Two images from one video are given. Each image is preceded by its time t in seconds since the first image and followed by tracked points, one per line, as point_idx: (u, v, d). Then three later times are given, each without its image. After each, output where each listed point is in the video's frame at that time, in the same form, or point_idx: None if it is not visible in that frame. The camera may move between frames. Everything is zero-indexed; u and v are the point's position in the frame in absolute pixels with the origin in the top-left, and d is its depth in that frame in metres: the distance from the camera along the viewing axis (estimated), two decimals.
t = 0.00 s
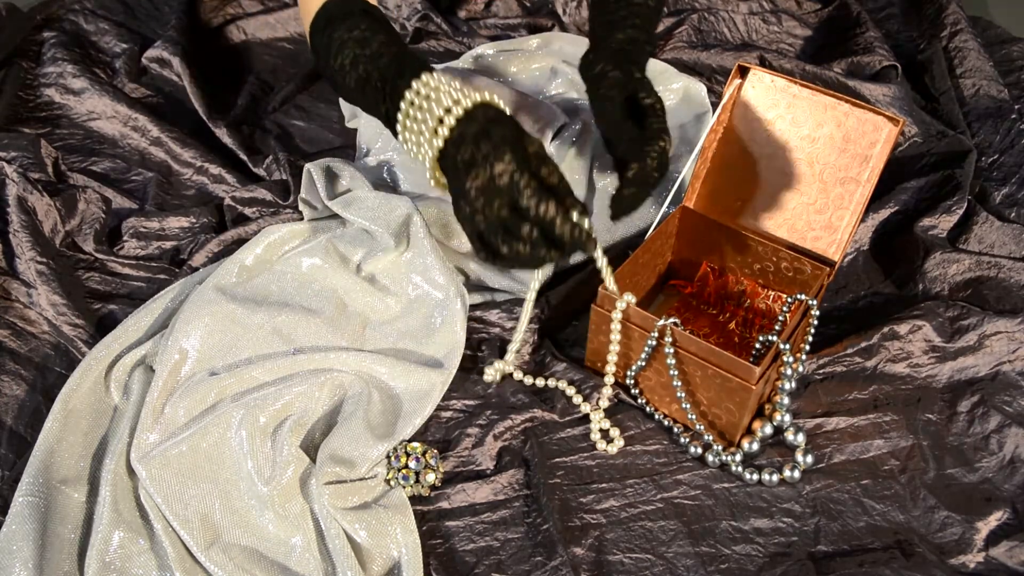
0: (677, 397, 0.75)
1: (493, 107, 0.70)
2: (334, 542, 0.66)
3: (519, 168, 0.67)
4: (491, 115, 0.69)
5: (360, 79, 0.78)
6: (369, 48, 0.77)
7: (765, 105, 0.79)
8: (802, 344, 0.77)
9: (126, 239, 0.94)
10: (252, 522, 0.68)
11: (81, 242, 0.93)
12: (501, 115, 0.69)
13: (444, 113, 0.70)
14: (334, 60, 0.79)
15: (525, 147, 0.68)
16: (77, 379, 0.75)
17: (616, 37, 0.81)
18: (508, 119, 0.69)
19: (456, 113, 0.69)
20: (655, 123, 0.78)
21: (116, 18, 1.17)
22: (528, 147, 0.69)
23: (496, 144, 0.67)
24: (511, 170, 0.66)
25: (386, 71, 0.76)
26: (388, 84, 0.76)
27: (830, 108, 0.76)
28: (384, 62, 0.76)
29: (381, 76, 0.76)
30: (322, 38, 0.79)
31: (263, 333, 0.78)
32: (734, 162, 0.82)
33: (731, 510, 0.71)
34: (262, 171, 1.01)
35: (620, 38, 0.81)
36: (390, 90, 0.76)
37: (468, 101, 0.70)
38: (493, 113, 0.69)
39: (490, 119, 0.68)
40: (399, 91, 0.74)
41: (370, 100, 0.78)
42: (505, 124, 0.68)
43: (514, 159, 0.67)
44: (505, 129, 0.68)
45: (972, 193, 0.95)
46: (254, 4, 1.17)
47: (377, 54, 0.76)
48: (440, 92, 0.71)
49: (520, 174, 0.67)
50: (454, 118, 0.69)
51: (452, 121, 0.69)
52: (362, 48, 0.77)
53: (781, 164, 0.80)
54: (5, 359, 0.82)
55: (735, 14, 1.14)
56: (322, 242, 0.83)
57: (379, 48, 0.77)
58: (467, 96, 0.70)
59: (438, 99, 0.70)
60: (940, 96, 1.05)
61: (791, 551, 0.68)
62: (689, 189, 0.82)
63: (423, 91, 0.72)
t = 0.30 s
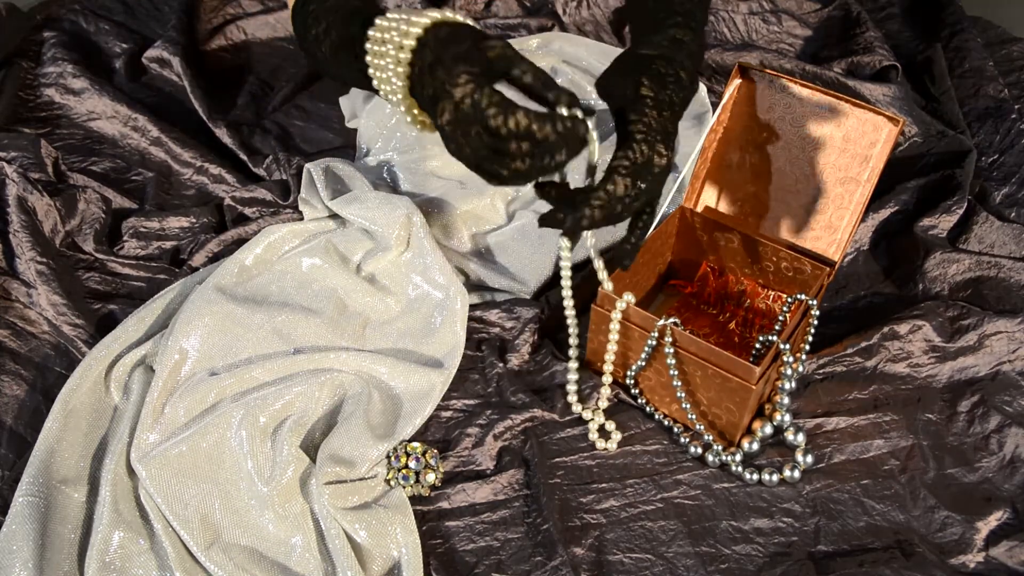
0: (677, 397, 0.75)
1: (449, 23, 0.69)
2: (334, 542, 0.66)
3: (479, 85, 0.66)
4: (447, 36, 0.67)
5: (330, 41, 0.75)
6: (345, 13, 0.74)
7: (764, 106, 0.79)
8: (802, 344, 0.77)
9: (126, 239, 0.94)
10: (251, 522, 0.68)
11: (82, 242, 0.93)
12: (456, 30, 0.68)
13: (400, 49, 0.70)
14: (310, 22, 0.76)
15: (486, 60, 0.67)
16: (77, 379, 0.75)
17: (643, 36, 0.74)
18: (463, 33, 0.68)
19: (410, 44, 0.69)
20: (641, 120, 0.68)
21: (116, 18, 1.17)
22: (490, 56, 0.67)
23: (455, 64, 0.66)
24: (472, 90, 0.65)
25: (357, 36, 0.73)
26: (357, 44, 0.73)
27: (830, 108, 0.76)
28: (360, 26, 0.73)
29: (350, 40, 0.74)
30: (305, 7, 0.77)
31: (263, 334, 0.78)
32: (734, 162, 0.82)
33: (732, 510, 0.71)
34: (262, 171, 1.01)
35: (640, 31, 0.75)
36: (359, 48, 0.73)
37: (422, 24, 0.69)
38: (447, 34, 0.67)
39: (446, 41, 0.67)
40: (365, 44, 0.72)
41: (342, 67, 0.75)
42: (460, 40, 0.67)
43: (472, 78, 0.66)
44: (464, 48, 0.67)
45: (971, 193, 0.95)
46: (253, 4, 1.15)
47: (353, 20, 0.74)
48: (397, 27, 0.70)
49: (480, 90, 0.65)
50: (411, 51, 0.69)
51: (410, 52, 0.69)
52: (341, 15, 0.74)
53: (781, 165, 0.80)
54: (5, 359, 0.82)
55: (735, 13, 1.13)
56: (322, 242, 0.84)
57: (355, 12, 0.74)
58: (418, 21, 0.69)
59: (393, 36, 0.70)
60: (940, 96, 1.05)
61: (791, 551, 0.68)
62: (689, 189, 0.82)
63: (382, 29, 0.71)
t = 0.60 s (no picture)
0: (677, 397, 0.75)
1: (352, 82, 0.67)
2: (334, 542, 0.66)
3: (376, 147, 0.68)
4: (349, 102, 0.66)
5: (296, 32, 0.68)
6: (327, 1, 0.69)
7: (765, 106, 0.80)
8: (802, 344, 0.77)
9: (126, 239, 0.94)
10: (251, 522, 0.68)
11: (82, 242, 0.93)
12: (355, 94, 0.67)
13: (302, 101, 0.68)
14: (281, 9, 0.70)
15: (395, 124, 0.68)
16: (77, 379, 0.75)
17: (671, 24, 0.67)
18: (358, 98, 0.66)
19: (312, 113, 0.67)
20: (663, 120, 0.65)
21: (116, 18, 1.17)
22: (373, 124, 0.67)
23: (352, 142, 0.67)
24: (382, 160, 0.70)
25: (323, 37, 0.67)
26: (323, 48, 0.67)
27: (830, 108, 0.77)
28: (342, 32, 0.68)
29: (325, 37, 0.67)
30: None
31: (263, 334, 0.78)
32: (734, 162, 0.82)
33: (731, 510, 0.71)
34: (262, 171, 1.01)
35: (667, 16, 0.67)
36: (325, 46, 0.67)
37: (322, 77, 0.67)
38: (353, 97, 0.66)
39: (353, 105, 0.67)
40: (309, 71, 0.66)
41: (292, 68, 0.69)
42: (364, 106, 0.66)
43: (369, 148, 0.68)
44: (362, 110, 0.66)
45: (972, 193, 0.95)
46: (254, 4, 1.14)
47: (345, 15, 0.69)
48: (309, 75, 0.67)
49: (378, 160, 0.69)
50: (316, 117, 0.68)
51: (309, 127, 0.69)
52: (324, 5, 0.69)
53: (782, 165, 0.80)
54: (5, 359, 0.82)
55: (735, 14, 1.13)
56: (322, 243, 0.84)
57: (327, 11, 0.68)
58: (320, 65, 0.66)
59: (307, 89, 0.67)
60: (940, 96, 1.05)
61: (791, 551, 0.68)
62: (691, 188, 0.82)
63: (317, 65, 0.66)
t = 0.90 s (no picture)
0: (677, 397, 0.75)
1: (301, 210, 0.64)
2: (334, 542, 0.66)
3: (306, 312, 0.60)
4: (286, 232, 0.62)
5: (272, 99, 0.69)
6: (313, 70, 0.70)
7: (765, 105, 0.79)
8: (802, 344, 0.77)
9: (126, 239, 0.94)
10: (251, 522, 0.68)
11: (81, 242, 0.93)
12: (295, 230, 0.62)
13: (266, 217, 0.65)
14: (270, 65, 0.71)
15: (323, 281, 0.60)
16: (77, 378, 0.75)
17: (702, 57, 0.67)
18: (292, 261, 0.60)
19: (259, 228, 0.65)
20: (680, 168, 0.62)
21: (116, 18, 1.17)
22: (304, 289, 0.60)
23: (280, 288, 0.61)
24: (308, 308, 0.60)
25: (295, 113, 0.68)
26: (292, 122, 0.67)
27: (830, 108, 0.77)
28: (320, 108, 0.68)
29: (300, 114, 0.68)
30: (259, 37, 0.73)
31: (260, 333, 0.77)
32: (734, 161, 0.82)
33: (731, 510, 0.71)
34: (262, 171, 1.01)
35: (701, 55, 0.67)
36: (297, 121, 0.67)
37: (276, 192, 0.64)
38: (290, 226, 0.63)
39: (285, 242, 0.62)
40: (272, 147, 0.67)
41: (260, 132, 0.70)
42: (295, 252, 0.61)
43: (297, 312, 0.60)
44: (293, 254, 0.61)
45: (972, 193, 0.95)
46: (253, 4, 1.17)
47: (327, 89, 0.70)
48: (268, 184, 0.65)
49: (302, 318, 0.60)
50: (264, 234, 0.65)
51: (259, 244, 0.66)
52: (310, 73, 0.70)
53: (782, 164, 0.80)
54: (5, 359, 0.82)
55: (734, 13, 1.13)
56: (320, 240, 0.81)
57: (311, 84, 0.69)
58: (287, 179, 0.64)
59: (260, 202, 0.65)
60: (940, 96, 1.05)
61: (791, 551, 0.68)
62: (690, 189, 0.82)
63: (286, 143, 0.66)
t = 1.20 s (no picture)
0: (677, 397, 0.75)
1: (254, 254, 0.64)
2: (334, 542, 0.66)
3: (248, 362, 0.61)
4: (235, 276, 0.63)
5: (240, 124, 0.67)
6: (285, 95, 0.67)
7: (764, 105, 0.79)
8: (802, 344, 0.77)
9: (126, 239, 0.94)
10: (251, 522, 0.68)
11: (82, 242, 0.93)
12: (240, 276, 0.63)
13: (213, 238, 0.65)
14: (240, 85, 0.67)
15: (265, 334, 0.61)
16: (77, 378, 0.75)
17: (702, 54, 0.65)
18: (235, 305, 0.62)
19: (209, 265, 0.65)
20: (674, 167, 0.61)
21: (116, 18, 1.17)
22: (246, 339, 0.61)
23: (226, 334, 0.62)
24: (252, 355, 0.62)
25: (263, 141, 0.66)
26: (258, 153, 0.66)
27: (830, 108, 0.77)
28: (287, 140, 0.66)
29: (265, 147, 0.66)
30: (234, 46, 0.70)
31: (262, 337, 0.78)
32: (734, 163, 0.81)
33: (731, 510, 0.71)
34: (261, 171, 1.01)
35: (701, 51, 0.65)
36: (262, 154, 0.65)
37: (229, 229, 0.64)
38: (237, 272, 0.63)
39: (232, 287, 0.62)
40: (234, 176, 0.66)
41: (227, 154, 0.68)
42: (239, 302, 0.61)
43: (236, 356, 0.61)
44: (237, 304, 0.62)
45: (972, 193, 0.95)
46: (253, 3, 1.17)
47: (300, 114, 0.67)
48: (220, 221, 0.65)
49: (241, 363, 0.61)
50: (213, 271, 0.65)
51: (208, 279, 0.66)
52: (283, 96, 0.67)
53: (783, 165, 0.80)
54: (5, 359, 0.82)
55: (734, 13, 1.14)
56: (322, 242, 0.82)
57: (281, 110, 0.66)
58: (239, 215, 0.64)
59: (213, 238, 0.65)
60: (940, 96, 1.05)
61: (791, 551, 0.68)
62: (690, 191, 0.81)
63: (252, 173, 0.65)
